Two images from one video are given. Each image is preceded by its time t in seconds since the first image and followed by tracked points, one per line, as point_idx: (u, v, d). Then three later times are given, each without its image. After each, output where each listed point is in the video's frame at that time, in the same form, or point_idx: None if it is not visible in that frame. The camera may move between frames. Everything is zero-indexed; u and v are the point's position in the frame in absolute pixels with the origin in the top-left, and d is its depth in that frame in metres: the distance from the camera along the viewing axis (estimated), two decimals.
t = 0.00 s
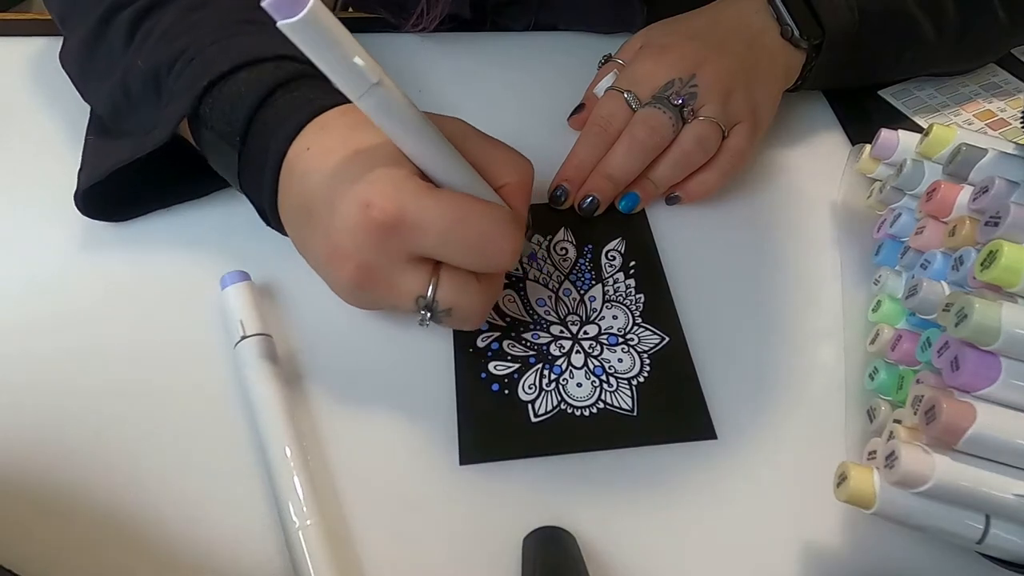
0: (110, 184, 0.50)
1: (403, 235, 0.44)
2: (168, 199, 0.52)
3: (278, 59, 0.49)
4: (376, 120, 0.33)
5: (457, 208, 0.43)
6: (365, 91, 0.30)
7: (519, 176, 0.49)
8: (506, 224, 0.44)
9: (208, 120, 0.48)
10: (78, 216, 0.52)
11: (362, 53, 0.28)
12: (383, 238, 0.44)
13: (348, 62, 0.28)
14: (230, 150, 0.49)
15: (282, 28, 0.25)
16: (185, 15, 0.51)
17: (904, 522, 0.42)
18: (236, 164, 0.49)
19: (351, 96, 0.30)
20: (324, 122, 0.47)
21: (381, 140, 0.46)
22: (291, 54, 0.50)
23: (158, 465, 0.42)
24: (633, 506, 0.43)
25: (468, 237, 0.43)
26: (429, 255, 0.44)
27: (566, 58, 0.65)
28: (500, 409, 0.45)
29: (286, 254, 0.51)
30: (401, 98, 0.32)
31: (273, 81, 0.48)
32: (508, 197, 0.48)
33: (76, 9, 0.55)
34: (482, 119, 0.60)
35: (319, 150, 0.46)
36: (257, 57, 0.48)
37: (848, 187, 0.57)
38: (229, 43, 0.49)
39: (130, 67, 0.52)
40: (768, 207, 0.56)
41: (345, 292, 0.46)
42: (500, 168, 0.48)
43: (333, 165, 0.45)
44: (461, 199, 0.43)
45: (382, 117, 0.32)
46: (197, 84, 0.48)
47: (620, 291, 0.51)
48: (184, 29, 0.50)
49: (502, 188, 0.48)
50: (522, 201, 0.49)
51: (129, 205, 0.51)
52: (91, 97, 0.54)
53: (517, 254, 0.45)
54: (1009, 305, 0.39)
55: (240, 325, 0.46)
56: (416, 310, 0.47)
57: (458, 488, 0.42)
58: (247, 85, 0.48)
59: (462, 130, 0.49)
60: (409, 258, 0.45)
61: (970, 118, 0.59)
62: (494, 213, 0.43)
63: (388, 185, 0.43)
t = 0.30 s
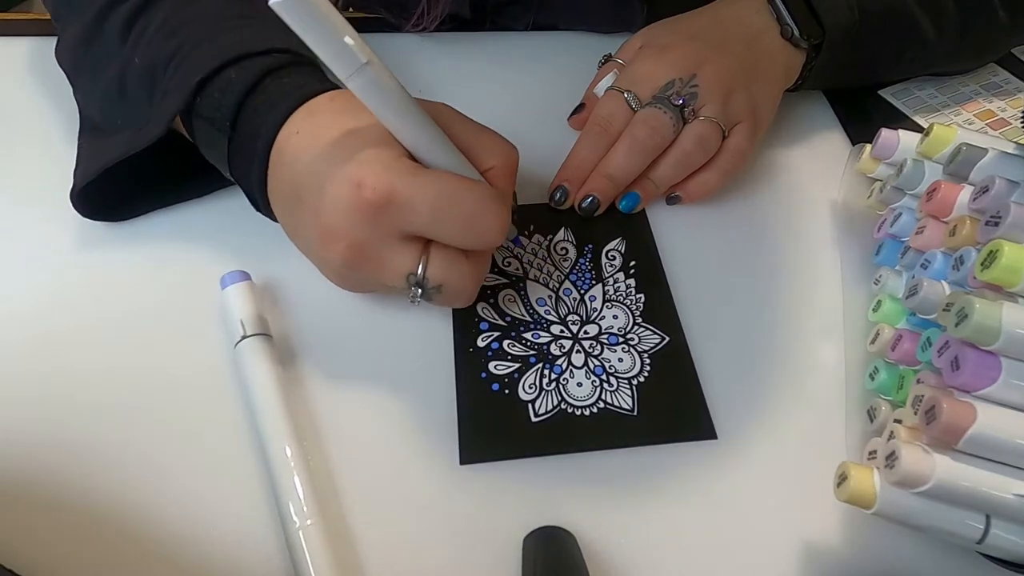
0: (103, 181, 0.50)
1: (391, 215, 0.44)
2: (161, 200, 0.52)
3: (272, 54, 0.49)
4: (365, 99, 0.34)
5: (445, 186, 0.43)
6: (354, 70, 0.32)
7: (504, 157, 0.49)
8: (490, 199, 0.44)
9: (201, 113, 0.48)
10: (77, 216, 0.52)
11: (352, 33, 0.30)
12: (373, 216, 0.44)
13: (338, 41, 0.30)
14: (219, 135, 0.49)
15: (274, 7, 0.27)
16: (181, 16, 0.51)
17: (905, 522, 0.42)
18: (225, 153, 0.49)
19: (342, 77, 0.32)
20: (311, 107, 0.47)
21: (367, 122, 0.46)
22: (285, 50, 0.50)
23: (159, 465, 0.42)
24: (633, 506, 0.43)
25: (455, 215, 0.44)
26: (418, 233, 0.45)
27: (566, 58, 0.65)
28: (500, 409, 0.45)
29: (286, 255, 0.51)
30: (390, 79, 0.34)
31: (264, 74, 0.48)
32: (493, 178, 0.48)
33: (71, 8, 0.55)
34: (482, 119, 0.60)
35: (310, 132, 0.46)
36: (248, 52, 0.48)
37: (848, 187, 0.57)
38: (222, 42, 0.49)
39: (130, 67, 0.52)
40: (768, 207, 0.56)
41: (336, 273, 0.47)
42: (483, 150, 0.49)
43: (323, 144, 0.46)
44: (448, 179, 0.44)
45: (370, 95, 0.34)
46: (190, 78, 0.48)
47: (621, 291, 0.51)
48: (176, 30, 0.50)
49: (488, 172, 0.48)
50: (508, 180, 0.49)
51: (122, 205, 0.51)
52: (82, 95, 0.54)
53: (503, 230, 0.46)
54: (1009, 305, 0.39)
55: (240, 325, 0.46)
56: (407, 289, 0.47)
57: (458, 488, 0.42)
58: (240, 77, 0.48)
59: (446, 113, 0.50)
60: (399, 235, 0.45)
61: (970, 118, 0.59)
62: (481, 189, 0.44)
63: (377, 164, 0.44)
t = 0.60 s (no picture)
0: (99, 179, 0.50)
1: (381, 204, 0.45)
2: (158, 197, 0.52)
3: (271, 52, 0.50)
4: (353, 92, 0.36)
5: (434, 177, 0.43)
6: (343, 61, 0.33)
7: (496, 153, 0.49)
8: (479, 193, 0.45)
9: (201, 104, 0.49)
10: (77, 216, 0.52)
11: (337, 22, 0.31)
12: (362, 207, 0.45)
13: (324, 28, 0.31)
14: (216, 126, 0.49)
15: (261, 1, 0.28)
16: (179, 18, 0.51)
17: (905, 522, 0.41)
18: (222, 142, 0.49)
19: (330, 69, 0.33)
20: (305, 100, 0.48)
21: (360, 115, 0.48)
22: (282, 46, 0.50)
23: (159, 465, 0.42)
24: (633, 505, 0.43)
25: (442, 205, 0.44)
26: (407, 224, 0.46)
27: (567, 58, 0.65)
28: (500, 409, 0.45)
29: (286, 254, 0.51)
30: (379, 71, 0.35)
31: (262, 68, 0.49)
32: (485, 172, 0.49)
33: (68, 8, 0.55)
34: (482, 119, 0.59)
35: (301, 125, 0.47)
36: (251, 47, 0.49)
37: (848, 187, 0.57)
38: (221, 40, 0.49)
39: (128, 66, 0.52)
40: (767, 207, 0.56)
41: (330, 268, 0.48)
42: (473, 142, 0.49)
43: (314, 138, 0.47)
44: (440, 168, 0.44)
45: (359, 88, 0.35)
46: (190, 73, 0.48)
47: (621, 291, 0.51)
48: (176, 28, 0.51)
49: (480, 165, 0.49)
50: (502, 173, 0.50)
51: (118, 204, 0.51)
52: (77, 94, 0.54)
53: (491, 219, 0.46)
54: (1010, 305, 0.39)
55: (241, 325, 0.46)
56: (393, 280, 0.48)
57: (460, 488, 0.42)
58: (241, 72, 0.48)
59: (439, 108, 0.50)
60: (388, 226, 0.46)
61: (970, 117, 0.59)
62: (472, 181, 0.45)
63: (367, 156, 0.45)
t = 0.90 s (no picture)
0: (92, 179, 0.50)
1: (358, 228, 0.44)
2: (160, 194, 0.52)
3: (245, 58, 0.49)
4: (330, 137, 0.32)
5: (410, 205, 0.43)
6: (315, 113, 0.30)
7: (479, 157, 0.48)
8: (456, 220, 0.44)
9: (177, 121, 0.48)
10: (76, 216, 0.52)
11: (304, 77, 0.27)
12: (336, 229, 0.45)
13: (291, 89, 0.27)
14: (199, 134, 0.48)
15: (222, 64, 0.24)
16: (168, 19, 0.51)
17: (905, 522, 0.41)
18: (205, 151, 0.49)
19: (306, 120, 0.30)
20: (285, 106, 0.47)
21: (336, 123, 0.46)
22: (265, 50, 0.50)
23: (160, 465, 0.42)
24: (633, 505, 0.43)
25: (413, 235, 0.44)
26: (382, 247, 0.45)
27: (567, 58, 0.65)
28: (500, 408, 0.45)
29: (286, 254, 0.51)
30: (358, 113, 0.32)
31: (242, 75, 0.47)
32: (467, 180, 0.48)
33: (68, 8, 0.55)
34: (483, 119, 0.59)
35: (279, 137, 0.46)
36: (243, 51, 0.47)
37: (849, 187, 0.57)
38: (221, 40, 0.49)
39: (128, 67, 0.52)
40: (767, 207, 0.56)
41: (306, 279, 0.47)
42: (459, 150, 0.48)
43: (296, 154, 0.45)
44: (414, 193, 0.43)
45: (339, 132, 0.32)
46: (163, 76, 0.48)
47: (621, 291, 0.51)
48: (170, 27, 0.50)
49: (462, 170, 0.48)
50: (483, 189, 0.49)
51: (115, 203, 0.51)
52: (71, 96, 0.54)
53: (473, 248, 0.45)
54: (1010, 305, 0.39)
55: (241, 325, 0.46)
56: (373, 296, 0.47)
57: (461, 488, 0.42)
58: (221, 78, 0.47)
59: (424, 112, 0.48)
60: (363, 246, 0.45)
61: (970, 117, 0.59)
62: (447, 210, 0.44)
63: (340, 177, 0.44)
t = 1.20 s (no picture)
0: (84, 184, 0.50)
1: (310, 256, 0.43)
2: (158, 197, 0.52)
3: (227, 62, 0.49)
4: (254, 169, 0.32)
5: (349, 232, 0.41)
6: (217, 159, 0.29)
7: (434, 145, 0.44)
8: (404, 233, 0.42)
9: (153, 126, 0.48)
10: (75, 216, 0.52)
11: (196, 125, 0.27)
12: (292, 255, 0.43)
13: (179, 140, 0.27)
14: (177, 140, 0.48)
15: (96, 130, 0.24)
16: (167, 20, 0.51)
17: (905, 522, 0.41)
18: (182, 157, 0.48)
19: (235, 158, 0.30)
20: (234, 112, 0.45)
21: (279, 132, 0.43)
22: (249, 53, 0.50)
23: (160, 465, 0.42)
24: (633, 504, 0.43)
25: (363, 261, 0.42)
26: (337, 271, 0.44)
27: (566, 57, 0.65)
28: (500, 407, 0.45)
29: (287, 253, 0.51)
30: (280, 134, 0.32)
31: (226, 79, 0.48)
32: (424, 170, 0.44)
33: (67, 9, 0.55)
34: (483, 119, 0.59)
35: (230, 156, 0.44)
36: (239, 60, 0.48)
37: (849, 187, 0.57)
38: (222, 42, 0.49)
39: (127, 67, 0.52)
40: (767, 207, 0.56)
41: (278, 293, 0.47)
42: (410, 138, 0.44)
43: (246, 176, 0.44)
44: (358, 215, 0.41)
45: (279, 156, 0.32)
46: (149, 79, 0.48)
47: (621, 290, 0.51)
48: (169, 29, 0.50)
49: (419, 160, 0.44)
50: (444, 176, 0.45)
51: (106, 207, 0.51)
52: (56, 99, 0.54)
53: (426, 259, 0.43)
54: (1010, 305, 0.39)
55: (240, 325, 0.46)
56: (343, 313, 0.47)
57: (461, 488, 0.43)
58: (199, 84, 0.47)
59: (369, 99, 0.44)
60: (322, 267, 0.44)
61: (970, 117, 0.59)
62: (391, 227, 0.42)
63: (281, 204, 0.42)
